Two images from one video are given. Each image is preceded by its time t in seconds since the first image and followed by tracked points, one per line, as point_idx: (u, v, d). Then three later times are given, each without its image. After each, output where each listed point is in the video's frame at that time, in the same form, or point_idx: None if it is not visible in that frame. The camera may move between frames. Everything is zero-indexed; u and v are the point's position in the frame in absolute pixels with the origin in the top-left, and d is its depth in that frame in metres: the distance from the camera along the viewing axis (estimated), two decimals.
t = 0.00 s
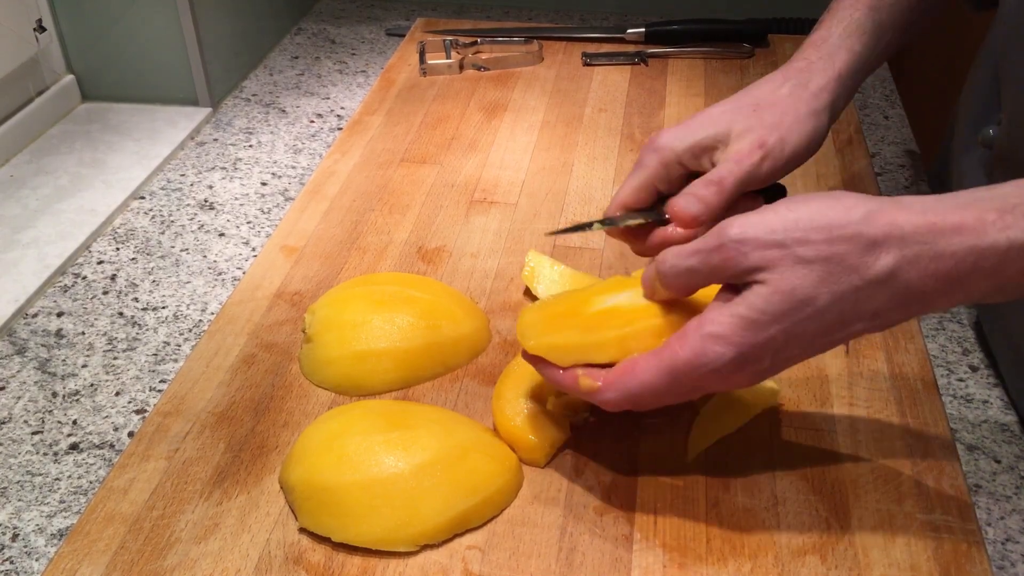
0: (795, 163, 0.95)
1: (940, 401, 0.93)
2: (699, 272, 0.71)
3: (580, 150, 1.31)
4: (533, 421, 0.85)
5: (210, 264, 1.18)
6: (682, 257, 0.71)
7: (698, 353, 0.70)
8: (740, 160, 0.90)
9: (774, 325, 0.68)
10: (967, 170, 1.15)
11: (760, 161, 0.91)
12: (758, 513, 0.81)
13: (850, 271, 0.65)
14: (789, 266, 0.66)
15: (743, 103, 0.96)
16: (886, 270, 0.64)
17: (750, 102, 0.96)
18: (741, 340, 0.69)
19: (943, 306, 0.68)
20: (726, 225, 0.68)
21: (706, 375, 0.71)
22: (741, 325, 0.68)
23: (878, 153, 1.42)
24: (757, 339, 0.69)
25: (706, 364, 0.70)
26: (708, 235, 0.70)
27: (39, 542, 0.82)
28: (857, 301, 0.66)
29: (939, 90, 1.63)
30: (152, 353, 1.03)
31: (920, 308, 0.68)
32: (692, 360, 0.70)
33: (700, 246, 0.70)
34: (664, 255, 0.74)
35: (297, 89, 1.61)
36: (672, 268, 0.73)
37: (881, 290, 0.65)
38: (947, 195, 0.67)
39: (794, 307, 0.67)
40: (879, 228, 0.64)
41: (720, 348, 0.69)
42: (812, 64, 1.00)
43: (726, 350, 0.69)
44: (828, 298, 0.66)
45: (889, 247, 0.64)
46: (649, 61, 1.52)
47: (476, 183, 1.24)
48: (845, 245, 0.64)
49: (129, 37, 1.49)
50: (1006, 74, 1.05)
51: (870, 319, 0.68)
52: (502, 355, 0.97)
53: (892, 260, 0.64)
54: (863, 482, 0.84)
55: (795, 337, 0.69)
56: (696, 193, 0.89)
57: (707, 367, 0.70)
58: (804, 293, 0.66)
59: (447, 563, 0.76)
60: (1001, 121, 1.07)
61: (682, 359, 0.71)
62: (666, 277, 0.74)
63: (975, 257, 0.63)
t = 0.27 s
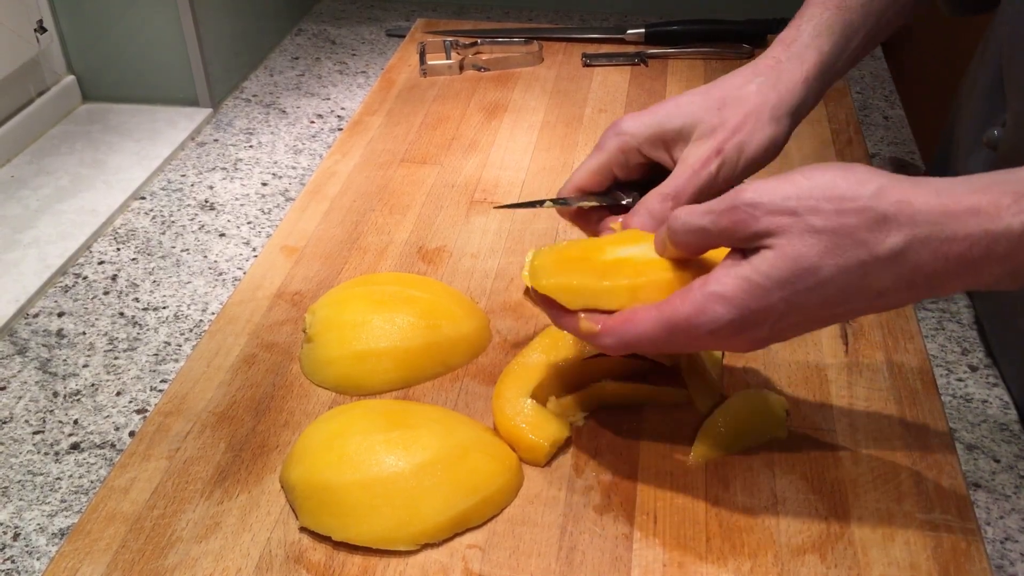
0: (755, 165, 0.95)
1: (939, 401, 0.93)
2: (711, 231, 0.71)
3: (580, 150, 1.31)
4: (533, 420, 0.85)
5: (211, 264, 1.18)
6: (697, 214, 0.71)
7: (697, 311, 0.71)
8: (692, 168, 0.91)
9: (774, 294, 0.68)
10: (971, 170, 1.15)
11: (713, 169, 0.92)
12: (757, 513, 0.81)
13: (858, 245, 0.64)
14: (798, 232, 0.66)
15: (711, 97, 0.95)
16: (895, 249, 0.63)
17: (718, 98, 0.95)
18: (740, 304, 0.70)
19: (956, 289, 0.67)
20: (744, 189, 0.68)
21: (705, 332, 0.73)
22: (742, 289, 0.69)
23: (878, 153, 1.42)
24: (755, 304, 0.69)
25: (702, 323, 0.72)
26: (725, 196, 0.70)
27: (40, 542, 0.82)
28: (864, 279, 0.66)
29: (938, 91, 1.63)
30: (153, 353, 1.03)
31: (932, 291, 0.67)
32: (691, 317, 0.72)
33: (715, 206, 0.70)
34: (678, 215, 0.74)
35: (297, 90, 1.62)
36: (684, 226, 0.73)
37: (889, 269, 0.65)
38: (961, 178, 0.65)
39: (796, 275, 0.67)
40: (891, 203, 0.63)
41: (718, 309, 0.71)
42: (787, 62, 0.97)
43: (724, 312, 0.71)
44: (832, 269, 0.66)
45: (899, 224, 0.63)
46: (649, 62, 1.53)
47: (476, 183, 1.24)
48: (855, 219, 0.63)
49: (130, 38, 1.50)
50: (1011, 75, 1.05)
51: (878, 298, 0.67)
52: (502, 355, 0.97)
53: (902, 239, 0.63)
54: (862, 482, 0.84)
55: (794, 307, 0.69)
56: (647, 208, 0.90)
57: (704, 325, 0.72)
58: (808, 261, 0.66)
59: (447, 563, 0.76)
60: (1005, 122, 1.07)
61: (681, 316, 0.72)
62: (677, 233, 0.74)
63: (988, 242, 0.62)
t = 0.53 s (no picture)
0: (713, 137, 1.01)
1: (940, 401, 0.93)
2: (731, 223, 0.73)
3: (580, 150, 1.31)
4: (534, 420, 0.85)
5: (210, 264, 1.18)
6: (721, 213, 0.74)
7: (699, 293, 0.69)
8: (658, 143, 0.96)
9: (778, 280, 0.67)
10: (977, 169, 1.15)
11: (679, 141, 0.97)
12: (758, 513, 0.81)
13: (861, 230, 0.64)
14: (810, 218, 0.67)
15: (673, 73, 1.00)
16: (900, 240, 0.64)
17: (680, 74, 1.00)
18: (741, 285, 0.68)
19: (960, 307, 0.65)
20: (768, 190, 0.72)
21: (705, 318, 0.70)
22: (746, 270, 0.67)
23: (879, 153, 1.42)
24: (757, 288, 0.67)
25: (702, 306, 0.69)
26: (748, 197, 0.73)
27: (39, 542, 0.82)
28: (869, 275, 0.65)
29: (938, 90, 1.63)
30: (152, 353, 1.03)
31: (935, 303, 0.66)
32: (693, 298, 0.69)
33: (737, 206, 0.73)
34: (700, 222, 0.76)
35: (297, 89, 1.61)
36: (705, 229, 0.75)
37: (893, 261, 0.64)
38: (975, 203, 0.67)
39: (800, 257, 0.66)
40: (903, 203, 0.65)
41: (718, 289, 0.68)
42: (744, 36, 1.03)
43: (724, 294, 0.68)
44: (835, 253, 0.65)
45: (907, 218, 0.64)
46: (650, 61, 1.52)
47: (476, 182, 1.24)
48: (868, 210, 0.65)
49: (129, 37, 1.49)
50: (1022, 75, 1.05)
51: (877, 300, 0.66)
52: (502, 355, 0.97)
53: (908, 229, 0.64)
54: (863, 482, 0.84)
55: (795, 300, 0.68)
56: (618, 182, 0.94)
57: (703, 308, 0.69)
58: (812, 242, 0.65)
59: (447, 563, 0.76)
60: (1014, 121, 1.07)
61: (682, 296, 0.70)
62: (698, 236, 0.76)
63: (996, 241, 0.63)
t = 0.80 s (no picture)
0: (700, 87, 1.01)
1: (940, 401, 0.93)
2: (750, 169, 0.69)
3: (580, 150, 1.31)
4: (534, 420, 0.85)
5: (211, 264, 1.18)
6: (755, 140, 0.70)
7: (695, 271, 0.70)
8: (672, 85, 0.93)
9: (772, 272, 0.67)
10: (978, 171, 1.15)
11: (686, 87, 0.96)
12: (758, 513, 0.81)
13: (867, 231, 0.63)
14: (818, 205, 0.65)
15: (662, 22, 0.98)
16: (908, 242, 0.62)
17: (669, 23, 0.98)
18: (736, 273, 0.68)
19: (960, 319, 0.65)
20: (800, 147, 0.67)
21: (697, 300, 0.71)
22: (743, 256, 0.67)
23: (879, 153, 1.42)
24: (751, 278, 0.67)
25: (695, 287, 0.70)
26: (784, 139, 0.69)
27: (40, 542, 0.82)
28: (867, 273, 0.64)
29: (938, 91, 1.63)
30: (153, 353, 1.03)
31: (934, 315, 0.65)
32: (686, 278, 0.70)
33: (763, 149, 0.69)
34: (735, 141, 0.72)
35: (297, 89, 1.61)
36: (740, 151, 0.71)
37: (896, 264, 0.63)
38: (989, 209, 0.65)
39: (798, 249, 0.65)
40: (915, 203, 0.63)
41: (713, 274, 0.68)
42: None
43: (718, 280, 0.68)
44: (837, 253, 0.64)
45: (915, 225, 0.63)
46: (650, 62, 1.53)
47: (476, 183, 1.24)
48: (878, 206, 0.63)
49: (129, 37, 1.49)
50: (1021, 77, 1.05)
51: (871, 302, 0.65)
52: (502, 355, 0.97)
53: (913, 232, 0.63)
54: (863, 482, 0.84)
55: (787, 297, 0.67)
56: (665, 113, 0.89)
57: (695, 290, 0.70)
58: (813, 236, 0.64)
59: (448, 563, 0.76)
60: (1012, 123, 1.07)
61: (680, 269, 0.71)
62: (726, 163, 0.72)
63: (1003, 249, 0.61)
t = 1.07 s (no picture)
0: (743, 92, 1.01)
1: (940, 402, 0.93)
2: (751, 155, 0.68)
3: (580, 150, 1.31)
4: (534, 420, 0.85)
5: (211, 264, 1.18)
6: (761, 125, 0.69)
7: (693, 263, 0.70)
8: (712, 94, 0.94)
9: (770, 267, 0.66)
10: (970, 172, 1.15)
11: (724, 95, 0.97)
12: (758, 513, 0.81)
13: (865, 230, 0.63)
14: (813, 202, 0.64)
15: (698, 34, 0.97)
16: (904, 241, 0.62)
17: (703, 33, 0.98)
18: (732, 266, 0.68)
19: (953, 318, 0.65)
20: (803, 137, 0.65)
21: (696, 291, 0.71)
22: (739, 250, 0.67)
23: (879, 153, 1.42)
24: (747, 271, 0.67)
25: (693, 278, 0.70)
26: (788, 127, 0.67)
27: (40, 542, 0.82)
28: (861, 272, 0.64)
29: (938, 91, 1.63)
30: (153, 353, 1.03)
31: (929, 314, 0.65)
32: (683, 269, 0.71)
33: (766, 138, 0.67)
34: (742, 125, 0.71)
35: (297, 90, 1.61)
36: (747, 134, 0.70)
37: (887, 266, 0.63)
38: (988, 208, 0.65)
39: (794, 244, 0.65)
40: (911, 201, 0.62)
41: (710, 266, 0.69)
42: None
43: (715, 273, 0.69)
44: (833, 251, 0.64)
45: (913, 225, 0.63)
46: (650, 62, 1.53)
47: (476, 183, 1.24)
48: (876, 204, 0.62)
49: (129, 38, 1.49)
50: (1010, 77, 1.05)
51: (865, 301, 0.66)
52: (502, 355, 0.97)
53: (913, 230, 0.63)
54: (863, 482, 0.84)
55: (782, 291, 0.68)
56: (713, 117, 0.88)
57: (693, 282, 0.70)
58: (810, 232, 0.64)
59: (448, 563, 0.76)
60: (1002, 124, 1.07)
61: (679, 260, 0.71)
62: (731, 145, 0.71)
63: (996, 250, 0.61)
